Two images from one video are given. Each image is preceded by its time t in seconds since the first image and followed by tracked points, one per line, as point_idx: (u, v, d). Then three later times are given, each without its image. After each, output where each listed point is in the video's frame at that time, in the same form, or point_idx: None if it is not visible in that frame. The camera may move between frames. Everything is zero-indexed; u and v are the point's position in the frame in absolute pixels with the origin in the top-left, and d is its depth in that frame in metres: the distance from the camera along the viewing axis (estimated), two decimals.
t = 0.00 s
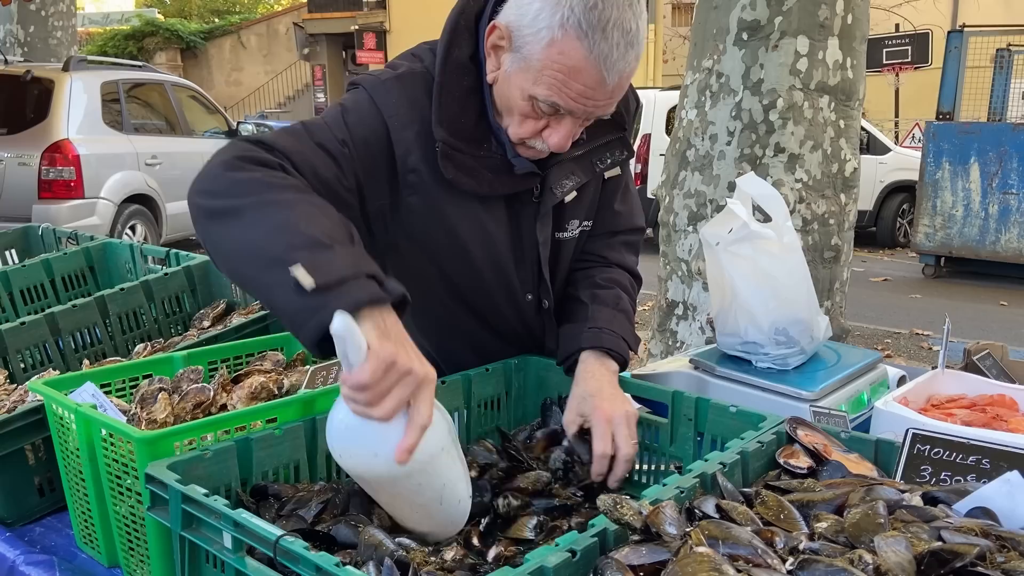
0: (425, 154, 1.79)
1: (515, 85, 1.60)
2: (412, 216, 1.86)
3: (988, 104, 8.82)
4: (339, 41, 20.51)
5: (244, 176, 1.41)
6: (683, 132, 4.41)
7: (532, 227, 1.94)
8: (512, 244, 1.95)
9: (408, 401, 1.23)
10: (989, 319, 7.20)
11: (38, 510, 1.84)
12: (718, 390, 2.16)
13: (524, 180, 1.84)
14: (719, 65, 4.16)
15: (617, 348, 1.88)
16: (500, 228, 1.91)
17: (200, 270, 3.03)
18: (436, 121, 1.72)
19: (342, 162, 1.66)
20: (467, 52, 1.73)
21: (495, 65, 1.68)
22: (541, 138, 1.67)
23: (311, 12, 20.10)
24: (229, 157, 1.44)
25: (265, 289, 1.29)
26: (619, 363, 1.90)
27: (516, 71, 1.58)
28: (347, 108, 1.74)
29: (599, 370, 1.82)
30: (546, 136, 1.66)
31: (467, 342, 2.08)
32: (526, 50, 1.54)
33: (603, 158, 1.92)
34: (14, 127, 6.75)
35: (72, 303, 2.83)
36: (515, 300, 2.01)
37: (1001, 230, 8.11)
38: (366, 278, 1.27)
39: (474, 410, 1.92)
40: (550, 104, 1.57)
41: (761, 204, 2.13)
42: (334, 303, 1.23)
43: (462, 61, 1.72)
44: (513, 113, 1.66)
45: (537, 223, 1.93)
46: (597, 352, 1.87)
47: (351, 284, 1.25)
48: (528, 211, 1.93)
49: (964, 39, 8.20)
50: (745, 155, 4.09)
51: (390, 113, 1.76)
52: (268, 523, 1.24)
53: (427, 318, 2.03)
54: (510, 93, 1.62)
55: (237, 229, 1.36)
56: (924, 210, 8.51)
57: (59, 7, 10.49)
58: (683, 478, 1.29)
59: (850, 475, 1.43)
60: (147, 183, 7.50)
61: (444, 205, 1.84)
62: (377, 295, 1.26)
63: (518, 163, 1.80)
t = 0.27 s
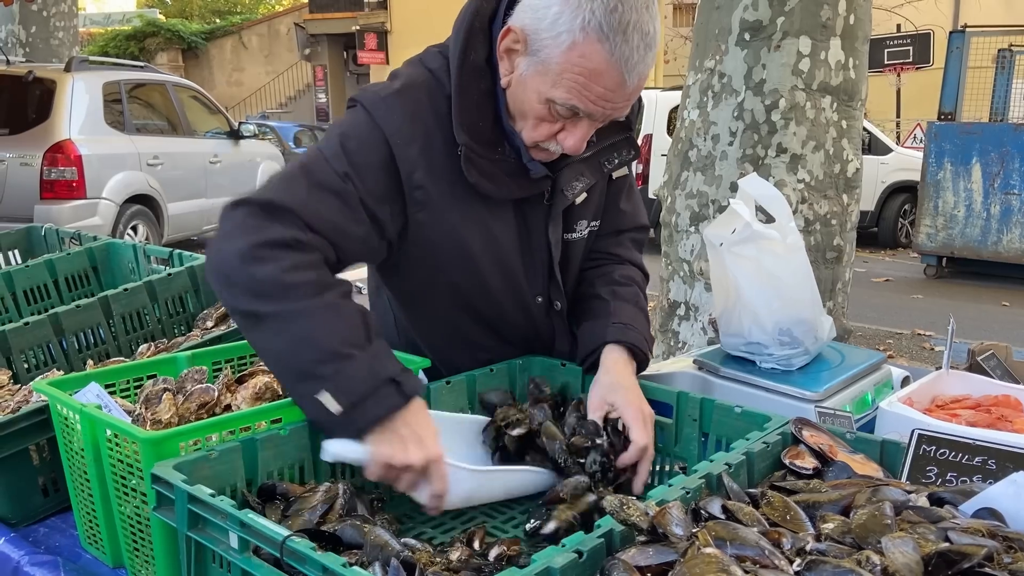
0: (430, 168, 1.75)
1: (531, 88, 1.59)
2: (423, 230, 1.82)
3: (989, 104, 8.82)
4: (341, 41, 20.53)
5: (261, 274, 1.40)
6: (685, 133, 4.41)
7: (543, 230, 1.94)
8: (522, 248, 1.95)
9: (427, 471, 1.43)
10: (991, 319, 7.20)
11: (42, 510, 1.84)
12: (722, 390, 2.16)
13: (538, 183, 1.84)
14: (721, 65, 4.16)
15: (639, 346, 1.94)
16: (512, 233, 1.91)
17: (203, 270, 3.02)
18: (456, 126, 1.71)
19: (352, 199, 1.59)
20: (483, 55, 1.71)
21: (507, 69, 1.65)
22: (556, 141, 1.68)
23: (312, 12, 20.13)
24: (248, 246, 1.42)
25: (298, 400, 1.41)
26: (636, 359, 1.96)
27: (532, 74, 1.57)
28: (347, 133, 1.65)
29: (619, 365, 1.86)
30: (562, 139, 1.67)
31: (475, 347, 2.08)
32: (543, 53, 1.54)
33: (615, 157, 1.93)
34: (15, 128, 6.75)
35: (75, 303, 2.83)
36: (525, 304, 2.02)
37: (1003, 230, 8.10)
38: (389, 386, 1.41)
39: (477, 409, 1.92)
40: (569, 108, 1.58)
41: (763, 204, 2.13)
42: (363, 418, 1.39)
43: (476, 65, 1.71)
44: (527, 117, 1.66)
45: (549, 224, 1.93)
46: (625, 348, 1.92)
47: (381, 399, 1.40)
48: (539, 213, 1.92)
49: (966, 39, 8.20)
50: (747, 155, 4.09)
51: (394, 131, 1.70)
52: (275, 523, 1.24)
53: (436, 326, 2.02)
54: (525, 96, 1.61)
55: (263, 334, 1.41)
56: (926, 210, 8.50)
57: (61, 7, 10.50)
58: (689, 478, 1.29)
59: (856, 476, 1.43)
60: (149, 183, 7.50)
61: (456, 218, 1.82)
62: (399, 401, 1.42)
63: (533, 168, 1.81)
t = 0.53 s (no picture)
0: (418, 176, 1.77)
1: (511, 88, 1.60)
2: (416, 239, 1.83)
3: (990, 104, 8.81)
4: (342, 41, 20.55)
5: (270, 303, 1.50)
6: (686, 133, 4.41)
7: (538, 230, 1.93)
8: (517, 250, 1.94)
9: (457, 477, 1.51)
10: (992, 320, 7.19)
11: (44, 510, 1.84)
12: (723, 391, 2.16)
13: (528, 183, 1.83)
14: (722, 66, 4.16)
15: (608, 312, 1.93)
16: (507, 236, 1.91)
17: (204, 270, 3.03)
18: (441, 131, 1.73)
19: (345, 213, 1.65)
20: (466, 58, 1.73)
21: (488, 69, 1.67)
22: (543, 136, 1.67)
23: (313, 13, 20.15)
24: (255, 276, 1.52)
25: (327, 426, 1.50)
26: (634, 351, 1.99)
27: (510, 73, 1.58)
28: (333, 148, 1.70)
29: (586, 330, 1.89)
30: (546, 134, 1.66)
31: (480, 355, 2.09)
32: (517, 52, 1.55)
33: (605, 152, 1.94)
34: (17, 128, 6.76)
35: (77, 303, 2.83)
36: (525, 308, 2.02)
37: (1004, 231, 8.10)
38: (409, 403, 1.48)
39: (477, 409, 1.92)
40: (549, 104, 1.57)
41: (764, 204, 2.13)
42: (384, 439, 1.47)
43: (460, 69, 1.72)
44: (510, 115, 1.66)
45: (543, 224, 1.93)
46: (592, 315, 1.94)
47: (400, 416, 1.47)
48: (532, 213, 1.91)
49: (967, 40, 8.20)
50: (748, 156, 4.09)
51: (379, 142, 1.72)
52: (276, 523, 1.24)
53: (439, 335, 2.04)
54: (506, 94, 1.62)
55: (282, 362, 1.51)
56: (928, 210, 8.49)
57: (62, 8, 10.50)
58: (690, 479, 1.29)
59: (857, 477, 1.43)
60: (150, 184, 7.50)
61: (449, 224, 1.83)
62: (419, 419, 1.49)
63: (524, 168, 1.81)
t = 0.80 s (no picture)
0: (391, 172, 1.79)
1: (486, 79, 1.63)
2: (391, 234, 1.85)
3: (991, 105, 8.82)
4: (343, 42, 20.57)
5: (214, 270, 1.53)
6: (685, 134, 4.42)
7: (519, 226, 1.93)
8: (498, 246, 1.95)
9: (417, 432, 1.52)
10: (992, 321, 7.19)
11: (41, 510, 1.85)
12: (720, 391, 2.16)
13: (508, 179, 1.84)
14: (722, 67, 4.16)
15: (625, 305, 1.93)
16: (485, 233, 1.91)
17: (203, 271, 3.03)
18: (417, 126, 1.75)
19: (304, 204, 1.68)
20: (444, 54, 1.78)
21: (466, 63, 1.71)
22: (519, 127, 1.68)
23: (314, 14, 20.18)
24: (200, 245, 1.55)
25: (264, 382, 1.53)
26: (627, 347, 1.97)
27: (485, 64, 1.61)
28: (303, 141, 1.73)
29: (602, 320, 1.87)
30: (523, 125, 1.68)
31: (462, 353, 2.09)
32: (490, 43, 1.58)
33: (591, 151, 1.95)
34: (17, 129, 6.76)
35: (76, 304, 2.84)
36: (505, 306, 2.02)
37: (1005, 232, 8.10)
38: (348, 359, 1.52)
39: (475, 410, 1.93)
40: (522, 95, 1.59)
41: (762, 206, 2.13)
42: (324, 392, 1.50)
43: (440, 64, 1.78)
44: (487, 108, 1.67)
45: (525, 221, 1.92)
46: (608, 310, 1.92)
47: (339, 373, 1.50)
48: (514, 210, 1.91)
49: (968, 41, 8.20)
50: (748, 157, 4.09)
51: (350, 136, 1.75)
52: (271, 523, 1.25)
53: (421, 331, 2.04)
54: (482, 87, 1.65)
55: (225, 323, 1.54)
56: (929, 211, 8.49)
57: (64, 9, 10.51)
58: (684, 479, 1.29)
59: (851, 476, 1.43)
60: (150, 184, 7.52)
61: (423, 220, 1.84)
62: (360, 374, 1.51)
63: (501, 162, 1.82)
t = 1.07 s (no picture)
0: (385, 181, 1.81)
1: (476, 76, 1.64)
2: (386, 244, 1.88)
3: (991, 107, 8.83)
4: (344, 44, 20.62)
5: (224, 288, 1.61)
6: (685, 136, 4.44)
7: (511, 230, 1.96)
8: (492, 251, 1.97)
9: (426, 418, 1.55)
10: (991, 323, 7.21)
11: (43, 510, 1.87)
12: (715, 392, 2.18)
13: (501, 184, 1.86)
14: (721, 70, 4.19)
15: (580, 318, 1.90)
16: (480, 239, 1.93)
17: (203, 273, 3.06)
18: (409, 133, 1.77)
19: (301, 218, 1.73)
20: (436, 61, 1.80)
21: (457, 63, 1.73)
22: (514, 124, 1.69)
23: (316, 16, 20.24)
24: (208, 266, 1.63)
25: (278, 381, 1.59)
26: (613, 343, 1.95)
27: (474, 61, 1.63)
28: (297, 157, 1.76)
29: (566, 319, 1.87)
30: (516, 120, 1.68)
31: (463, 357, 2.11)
32: (478, 38, 1.60)
33: (585, 155, 1.96)
34: (19, 131, 6.79)
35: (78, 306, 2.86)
36: (503, 310, 2.04)
37: (1005, 234, 8.12)
38: (359, 350, 1.58)
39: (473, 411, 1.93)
40: (512, 87, 1.60)
41: (757, 209, 2.14)
42: (340, 383, 1.56)
43: (431, 72, 1.80)
44: (479, 106, 1.69)
45: (515, 225, 1.95)
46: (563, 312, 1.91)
47: (350, 364, 1.56)
48: (507, 215, 1.94)
49: (968, 43, 8.22)
50: (747, 159, 4.11)
51: (343, 149, 1.78)
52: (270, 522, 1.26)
53: (420, 336, 2.07)
54: (473, 84, 1.67)
55: (243, 336, 1.62)
56: (929, 213, 8.51)
57: (65, 11, 10.54)
58: (677, 478, 1.31)
59: (842, 477, 1.45)
60: (151, 187, 7.54)
61: (418, 227, 1.87)
62: (374, 362, 1.57)
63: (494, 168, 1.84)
